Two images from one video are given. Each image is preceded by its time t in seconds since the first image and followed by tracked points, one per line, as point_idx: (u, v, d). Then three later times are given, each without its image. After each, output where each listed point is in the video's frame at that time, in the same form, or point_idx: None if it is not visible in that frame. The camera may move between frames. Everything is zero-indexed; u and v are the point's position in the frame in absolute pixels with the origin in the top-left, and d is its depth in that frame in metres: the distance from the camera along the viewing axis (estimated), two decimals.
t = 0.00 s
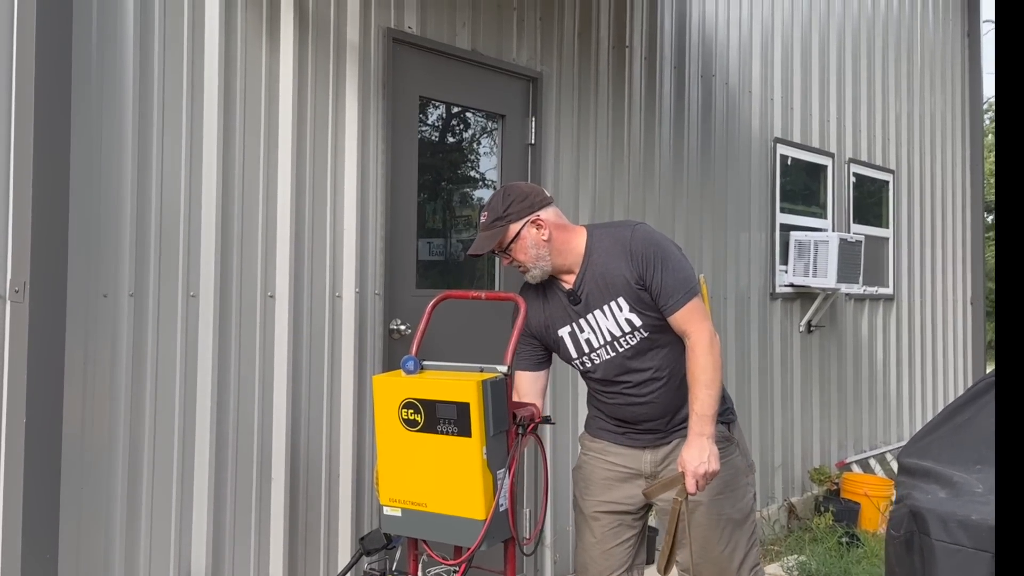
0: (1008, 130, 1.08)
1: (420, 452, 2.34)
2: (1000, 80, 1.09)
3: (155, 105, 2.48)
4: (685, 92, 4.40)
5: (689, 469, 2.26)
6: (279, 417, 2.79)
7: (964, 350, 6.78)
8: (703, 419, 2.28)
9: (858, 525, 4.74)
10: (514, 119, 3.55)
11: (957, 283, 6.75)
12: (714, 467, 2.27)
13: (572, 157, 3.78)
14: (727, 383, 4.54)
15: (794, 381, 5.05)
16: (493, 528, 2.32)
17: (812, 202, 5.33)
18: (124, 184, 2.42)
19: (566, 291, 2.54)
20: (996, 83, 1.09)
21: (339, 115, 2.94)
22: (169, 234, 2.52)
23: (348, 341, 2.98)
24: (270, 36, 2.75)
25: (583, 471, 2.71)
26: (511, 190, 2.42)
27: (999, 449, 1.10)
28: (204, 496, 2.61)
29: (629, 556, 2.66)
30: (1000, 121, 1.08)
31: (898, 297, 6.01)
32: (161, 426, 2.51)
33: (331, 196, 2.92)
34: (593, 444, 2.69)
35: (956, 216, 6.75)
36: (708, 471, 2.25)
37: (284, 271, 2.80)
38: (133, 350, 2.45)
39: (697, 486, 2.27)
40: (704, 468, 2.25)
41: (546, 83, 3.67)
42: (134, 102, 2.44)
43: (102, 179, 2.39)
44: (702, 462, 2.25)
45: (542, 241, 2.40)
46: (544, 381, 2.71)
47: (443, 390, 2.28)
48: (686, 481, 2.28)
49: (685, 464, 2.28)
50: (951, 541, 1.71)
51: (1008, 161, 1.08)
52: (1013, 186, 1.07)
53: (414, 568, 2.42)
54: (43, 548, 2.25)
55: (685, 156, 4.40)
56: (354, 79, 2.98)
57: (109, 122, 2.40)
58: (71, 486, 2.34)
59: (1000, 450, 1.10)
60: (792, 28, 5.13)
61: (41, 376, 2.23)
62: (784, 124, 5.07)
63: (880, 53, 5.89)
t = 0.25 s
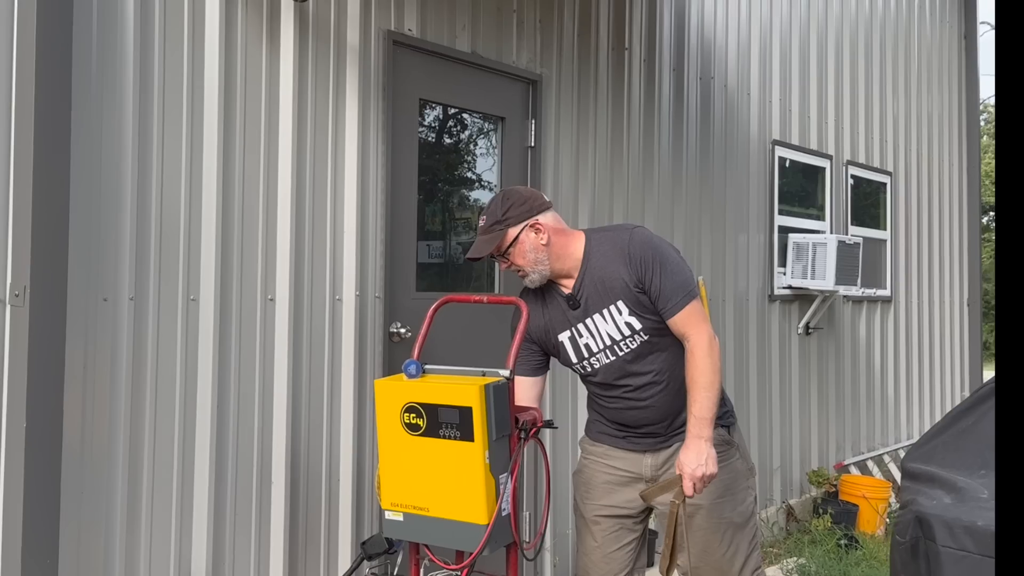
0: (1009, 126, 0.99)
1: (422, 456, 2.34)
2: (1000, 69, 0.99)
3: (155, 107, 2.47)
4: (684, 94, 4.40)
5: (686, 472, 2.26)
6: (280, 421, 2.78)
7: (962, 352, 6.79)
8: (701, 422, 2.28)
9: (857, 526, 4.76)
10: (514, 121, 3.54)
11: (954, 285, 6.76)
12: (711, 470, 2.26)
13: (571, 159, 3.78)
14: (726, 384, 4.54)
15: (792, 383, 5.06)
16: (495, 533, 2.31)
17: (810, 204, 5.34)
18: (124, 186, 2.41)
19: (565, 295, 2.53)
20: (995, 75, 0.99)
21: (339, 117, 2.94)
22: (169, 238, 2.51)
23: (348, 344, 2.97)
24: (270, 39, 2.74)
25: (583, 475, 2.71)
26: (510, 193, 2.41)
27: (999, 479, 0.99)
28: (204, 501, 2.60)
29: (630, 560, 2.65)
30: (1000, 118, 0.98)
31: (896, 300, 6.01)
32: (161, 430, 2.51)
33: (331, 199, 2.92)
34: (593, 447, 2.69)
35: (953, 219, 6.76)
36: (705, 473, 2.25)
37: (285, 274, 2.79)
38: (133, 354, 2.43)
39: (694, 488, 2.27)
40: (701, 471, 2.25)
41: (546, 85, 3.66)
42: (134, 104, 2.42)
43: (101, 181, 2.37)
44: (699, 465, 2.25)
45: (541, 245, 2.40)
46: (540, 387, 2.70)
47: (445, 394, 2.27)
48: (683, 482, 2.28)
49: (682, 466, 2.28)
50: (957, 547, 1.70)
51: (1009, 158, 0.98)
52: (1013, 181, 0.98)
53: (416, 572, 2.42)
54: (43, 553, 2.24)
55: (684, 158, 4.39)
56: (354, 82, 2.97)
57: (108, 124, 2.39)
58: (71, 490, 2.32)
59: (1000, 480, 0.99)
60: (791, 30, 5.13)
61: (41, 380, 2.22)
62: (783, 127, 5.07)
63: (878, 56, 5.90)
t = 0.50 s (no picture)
0: (1008, 128, 1.06)
1: (425, 459, 2.33)
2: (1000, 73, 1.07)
3: (157, 108, 2.45)
4: (683, 96, 4.40)
5: (689, 476, 2.25)
6: (281, 424, 2.77)
7: (958, 353, 6.80)
8: (704, 427, 2.27)
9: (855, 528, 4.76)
10: (514, 122, 3.53)
11: (951, 286, 6.78)
12: (715, 475, 2.25)
13: (571, 161, 3.77)
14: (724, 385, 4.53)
15: (790, 384, 5.06)
16: (500, 537, 2.30)
17: (808, 205, 5.34)
18: (125, 189, 2.40)
19: (567, 297, 2.52)
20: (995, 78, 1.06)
21: (340, 119, 2.92)
22: (171, 239, 2.49)
23: (349, 346, 2.96)
24: (271, 40, 2.73)
25: (585, 478, 2.70)
26: (519, 191, 2.42)
27: (999, 456, 1.06)
28: (205, 504, 2.59)
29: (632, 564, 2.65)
30: (1000, 118, 1.05)
31: (893, 300, 6.02)
32: (163, 433, 2.49)
33: (332, 201, 2.90)
34: (595, 451, 2.68)
35: (950, 219, 6.78)
36: (708, 478, 2.24)
37: (286, 276, 2.78)
38: (134, 357, 2.42)
39: (698, 493, 2.26)
40: (705, 476, 2.24)
41: (545, 86, 3.65)
42: (136, 106, 2.41)
43: (104, 183, 2.36)
44: (703, 470, 2.24)
45: (547, 243, 2.39)
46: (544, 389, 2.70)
47: (448, 398, 2.26)
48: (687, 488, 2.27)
49: (686, 471, 2.27)
50: (967, 552, 1.70)
51: (1008, 159, 1.05)
52: (1013, 185, 1.04)
53: None
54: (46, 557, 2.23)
55: (683, 160, 4.39)
56: (355, 84, 2.96)
57: (110, 126, 2.37)
58: (73, 494, 2.31)
59: (1000, 457, 1.06)
60: (789, 31, 5.13)
61: (42, 383, 2.21)
62: (781, 128, 5.07)
63: (875, 57, 5.91)
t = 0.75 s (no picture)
0: (1009, 137, 1.04)
1: (426, 462, 2.32)
2: (1000, 79, 1.05)
3: (155, 108, 2.44)
4: (681, 96, 4.39)
5: (699, 477, 2.26)
6: (280, 426, 2.76)
7: (955, 353, 6.81)
8: (711, 427, 2.28)
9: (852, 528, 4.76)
10: (513, 123, 3.52)
11: (947, 285, 6.79)
12: (723, 474, 2.27)
13: (569, 161, 3.76)
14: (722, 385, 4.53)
15: (787, 384, 5.06)
16: (501, 539, 2.29)
17: (805, 205, 5.34)
18: (124, 190, 2.38)
19: (569, 297, 2.52)
20: (995, 85, 1.05)
21: (339, 120, 2.91)
22: (169, 240, 2.48)
23: (348, 347, 2.95)
24: (269, 40, 2.71)
25: (584, 480, 2.69)
26: (527, 185, 2.43)
27: (999, 468, 1.06)
28: (204, 507, 2.58)
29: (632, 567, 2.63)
30: (1001, 126, 1.04)
31: (890, 300, 6.03)
32: (161, 436, 2.48)
33: (331, 202, 2.89)
34: (594, 452, 2.67)
35: (946, 219, 6.79)
36: (717, 478, 2.26)
37: (284, 277, 2.77)
38: (132, 359, 2.40)
39: (707, 493, 2.27)
40: (714, 476, 2.25)
41: (544, 87, 3.65)
42: (135, 107, 2.40)
43: (103, 185, 2.35)
44: (712, 470, 2.25)
45: (554, 237, 2.39)
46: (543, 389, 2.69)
47: (449, 400, 2.25)
48: (696, 488, 2.28)
49: (695, 471, 2.28)
50: (973, 556, 1.71)
51: (1009, 168, 1.04)
52: (1013, 193, 1.03)
53: None
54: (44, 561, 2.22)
55: (681, 161, 4.39)
56: (353, 84, 2.94)
57: (109, 127, 2.36)
58: (71, 497, 2.30)
59: (1000, 469, 1.05)
60: (786, 31, 5.14)
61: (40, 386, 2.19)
62: (778, 128, 5.07)
63: (871, 57, 5.91)
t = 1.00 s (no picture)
0: (1008, 141, 1.11)
1: (424, 461, 2.31)
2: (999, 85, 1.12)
3: (151, 106, 2.43)
4: (678, 95, 4.39)
5: (694, 476, 2.25)
6: (277, 426, 2.75)
7: (951, 352, 6.82)
8: (707, 426, 2.28)
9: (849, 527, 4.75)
10: (510, 121, 3.52)
11: (943, 285, 6.79)
12: (718, 474, 2.26)
13: (567, 161, 3.76)
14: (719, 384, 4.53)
15: (784, 383, 5.06)
16: (499, 539, 2.28)
17: (801, 204, 5.34)
18: (120, 189, 2.37)
19: (563, 292, 2.50)
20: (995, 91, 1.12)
21: (336, 118, 2.90)
22: (166, 239, 2.46)
23: (345, 347, 2.94)
24: (266, 38, 2.70)
25: (575, 480, 2.68)
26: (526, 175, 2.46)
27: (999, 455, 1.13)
28: (200, 507, 2.56)
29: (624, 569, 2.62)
30: (1001, 131, 1.11)
31: (886, 299, 6.03)
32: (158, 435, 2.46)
33: (328, 201, 2.88)
34: (584, 451, 2.66)
35: (942, 219, 6.79)
36: (713, 477, 2.25)
37: (281, 276, 2.76)
38: (129, 358, 2.39)
39: (702, 493, 2.26)
40: (709, 475, 2.25)
41: (541, 85, 3.64)
42: (131, 105, 2.38)
43: (99, 183, 2.33)
44: (707, 469, 2.24)
45: (558, 220, 2.40)
46: (539, 385, 2.70)
47: (447, 399, 2.24)
48: (690, 487, 2.27)
49: (689, 470, 2.27)
50: (974, 555, 1.71)
51: (1008, 172, 1.11)
52: (1013, 194, 1.10)
53: None
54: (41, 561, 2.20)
55: (678, 160, 4.38)
56: (351, 82, 2.93)
57: (106, 125, 2.34)
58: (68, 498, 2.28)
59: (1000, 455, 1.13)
60: (783, 31, 5.13)
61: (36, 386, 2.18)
62: (775, 127, 5.07)
63: (868, 57, 5.92)
